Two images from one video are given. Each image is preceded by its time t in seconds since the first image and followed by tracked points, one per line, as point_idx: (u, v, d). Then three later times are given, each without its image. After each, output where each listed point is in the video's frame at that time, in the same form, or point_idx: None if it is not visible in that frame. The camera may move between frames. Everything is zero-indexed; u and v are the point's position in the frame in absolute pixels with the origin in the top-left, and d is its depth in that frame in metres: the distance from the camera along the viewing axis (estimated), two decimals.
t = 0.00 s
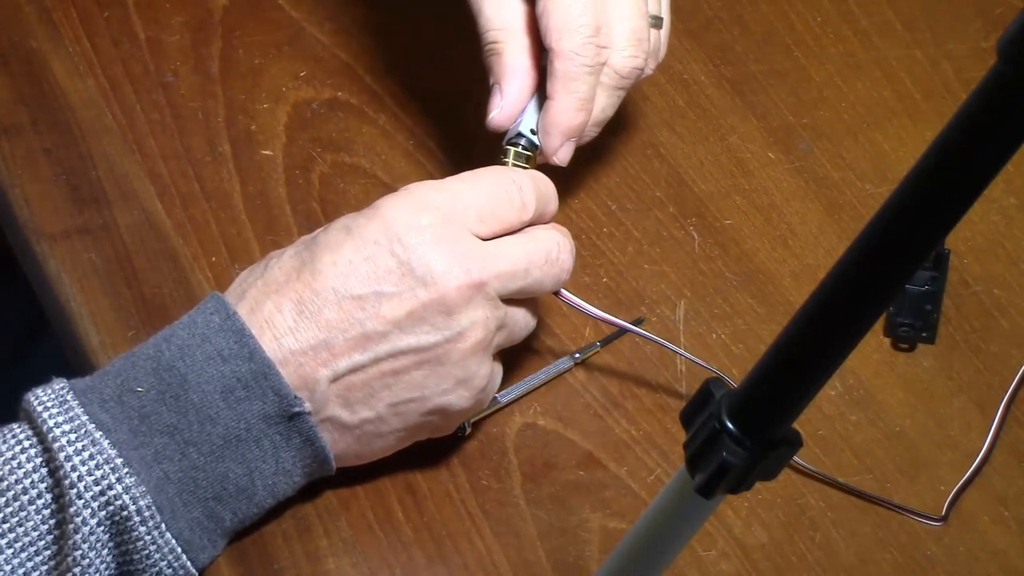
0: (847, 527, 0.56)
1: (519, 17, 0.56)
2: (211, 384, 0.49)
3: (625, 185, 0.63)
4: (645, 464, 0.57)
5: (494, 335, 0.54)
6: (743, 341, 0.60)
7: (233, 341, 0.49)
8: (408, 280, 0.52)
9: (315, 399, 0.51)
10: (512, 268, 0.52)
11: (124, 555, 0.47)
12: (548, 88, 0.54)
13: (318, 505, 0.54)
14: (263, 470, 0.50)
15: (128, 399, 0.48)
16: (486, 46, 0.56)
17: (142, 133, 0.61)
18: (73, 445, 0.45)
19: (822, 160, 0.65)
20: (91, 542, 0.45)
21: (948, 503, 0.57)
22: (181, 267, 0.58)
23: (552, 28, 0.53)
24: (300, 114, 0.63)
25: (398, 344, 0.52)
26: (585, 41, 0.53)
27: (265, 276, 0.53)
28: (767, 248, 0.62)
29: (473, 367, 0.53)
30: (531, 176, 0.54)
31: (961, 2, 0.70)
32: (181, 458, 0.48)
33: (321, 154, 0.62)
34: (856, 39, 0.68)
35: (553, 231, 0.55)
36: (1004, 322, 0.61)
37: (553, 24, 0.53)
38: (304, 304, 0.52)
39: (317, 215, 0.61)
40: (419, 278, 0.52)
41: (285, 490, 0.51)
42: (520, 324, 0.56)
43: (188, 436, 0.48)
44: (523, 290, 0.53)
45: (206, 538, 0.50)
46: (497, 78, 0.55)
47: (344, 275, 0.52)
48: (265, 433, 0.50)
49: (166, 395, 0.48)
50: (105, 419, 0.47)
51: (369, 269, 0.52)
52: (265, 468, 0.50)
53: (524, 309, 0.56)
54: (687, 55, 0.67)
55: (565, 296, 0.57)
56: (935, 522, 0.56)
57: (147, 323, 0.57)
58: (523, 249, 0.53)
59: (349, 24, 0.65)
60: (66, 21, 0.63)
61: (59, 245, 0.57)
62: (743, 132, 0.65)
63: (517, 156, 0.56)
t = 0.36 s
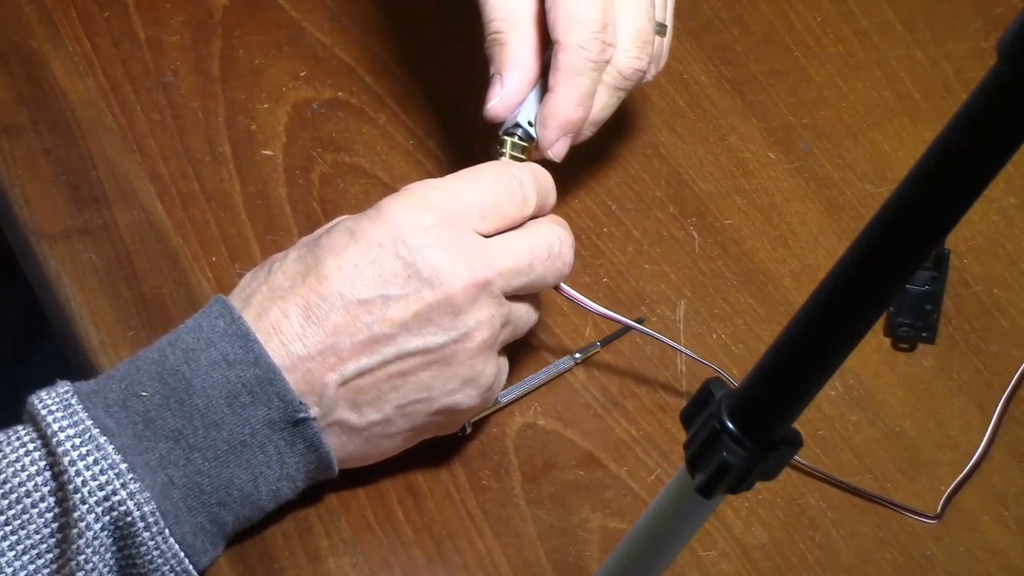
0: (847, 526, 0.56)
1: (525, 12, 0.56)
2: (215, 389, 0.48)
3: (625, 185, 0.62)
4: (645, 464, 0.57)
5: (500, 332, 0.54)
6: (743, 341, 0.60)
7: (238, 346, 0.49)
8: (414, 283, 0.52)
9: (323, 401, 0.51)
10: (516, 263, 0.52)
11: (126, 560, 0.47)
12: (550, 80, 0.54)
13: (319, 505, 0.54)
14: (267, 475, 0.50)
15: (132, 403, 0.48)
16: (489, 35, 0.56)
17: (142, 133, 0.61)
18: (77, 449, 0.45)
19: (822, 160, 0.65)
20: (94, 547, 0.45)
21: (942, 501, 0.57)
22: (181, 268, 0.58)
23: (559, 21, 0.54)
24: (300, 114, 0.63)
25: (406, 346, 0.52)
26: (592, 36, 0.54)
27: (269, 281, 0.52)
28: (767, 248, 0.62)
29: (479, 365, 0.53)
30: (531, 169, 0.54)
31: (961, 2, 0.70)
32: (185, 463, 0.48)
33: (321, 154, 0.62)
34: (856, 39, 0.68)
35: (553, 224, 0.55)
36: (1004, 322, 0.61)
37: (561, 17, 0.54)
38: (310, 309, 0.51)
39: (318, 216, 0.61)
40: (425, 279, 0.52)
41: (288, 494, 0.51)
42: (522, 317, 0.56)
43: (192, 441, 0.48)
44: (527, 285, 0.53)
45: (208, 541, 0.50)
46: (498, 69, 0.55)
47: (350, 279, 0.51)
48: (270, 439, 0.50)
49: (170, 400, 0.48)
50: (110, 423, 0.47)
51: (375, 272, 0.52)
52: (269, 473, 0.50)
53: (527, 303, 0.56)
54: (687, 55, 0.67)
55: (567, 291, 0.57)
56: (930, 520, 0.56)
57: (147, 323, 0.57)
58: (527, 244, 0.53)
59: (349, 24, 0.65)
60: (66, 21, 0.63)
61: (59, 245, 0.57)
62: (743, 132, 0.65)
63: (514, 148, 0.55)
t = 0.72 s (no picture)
0: (847, 526, 0.56)
1: None
2: (223, 399, 0.47)
3: (625, 185, 0.62)
4: (645, 464, 0.57)
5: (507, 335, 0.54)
6: (743, 341, 0.60)
7: (244, 353, 0.47)
8: (437, 305, 0.50)
9: (340, 415, 0.51)
10: (533, 273, 0.51)
11: (132, 567, 0.47)
12: (545, 44, 0.53)
13: (319, 506, 0.54)
14: (272, 481, 0.49)
15: (138, 412, 0.46)
16: None
17: (143, 133, 0.61)
18: (85, 461, 0.44)
19: (822, 160, 0.65)
20: (100, 558, 0.44)
21: (923, 491, 0.57)
22: (181, 268, 0.58)
23: None
24: (300, 114, 0.63)
25: (423, 363, 0.52)
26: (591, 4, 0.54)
27: (288, 294, 0.49)
28: (767, 248, 0.62)
29: (485, 371, 0.54)
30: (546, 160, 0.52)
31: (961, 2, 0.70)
32: (192, 472, 0.47)
33: (321, 154, 0.62)
34: (856, 39, 0.68)
35: (562, 217, 0.53)
36: (1004, 322, 0.62)
37: None
38: (333, 331, 0.49)
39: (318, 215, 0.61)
40: (448, 305, 0.50)
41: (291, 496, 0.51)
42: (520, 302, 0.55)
43: (199, 450, 0.47)
44: (535, 287, 0.53)
45: (211, 545, 0.49)
46: (487, 28, 0.53)
47: (373, 303, 0.49)
48: (276, 446, 0.49)
49: (177, 409, 0.46)
50: (116, 433, 0.45)
51: (398, 297, 0.49)
52: (274, 479, 0.49)
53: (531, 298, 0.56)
54: (687, 55, 0.67)
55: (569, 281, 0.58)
56: (907, 509, 0.57)
57: (147, 323, 0.57)
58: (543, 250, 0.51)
59: (349, 24, 0.65)
60: (66, 21, 0.63)
61: (59, 245, 0.57)
62: (743, 132, 0.65)
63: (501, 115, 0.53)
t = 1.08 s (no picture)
0: (847, 526, 0.56)
1: None
2: (230, 406, 0.45)
3: (625, 185, 0.62)
4: (645, 464, 0.57)
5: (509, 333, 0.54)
6: (743, 341, 0.60)
7: (253, 360, 0.46)
8: (452, 316, 0.50)
9: (349, 420, 0.51)
10: (541, 276, 0.52)
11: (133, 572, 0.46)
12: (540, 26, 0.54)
13: (319, 506, 0.54)
14: (274, 485, 0.48)
15: (144, 417, 0.45)
16: None
17: (143, 133, 0.61)
18: (90, 467, 0.43)
19: (822, 160, 0.65)
20: (104, 564, 0.44)
21: (908, 486, 0.57)
22: (181, 267, 0.58)
23: None
24: (300, 114, 0.63)
25: (432, 369, 0.52)
26: None
27: (304, 306, 0.47)
28: (767, 248, 0.62)
29: (487, 369, 0.54)
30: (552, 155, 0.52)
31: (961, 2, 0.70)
32: (196, 478, 0.46)
33: (321, 154, 0.62)
34: (856, 39, 0.68)
35: (567, 214, 0.54)
36: (1004, 322, 0.62)
37: None
38: (350, 344, 0.48)
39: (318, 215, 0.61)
40: (463, 314, 0.50)
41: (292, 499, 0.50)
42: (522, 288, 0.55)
43: (204, 457, 0.46)
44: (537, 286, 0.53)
45: (211, 547, 0.49)
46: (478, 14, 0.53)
47: (392, 315, 0.48)
48: (280, 451, 0.47)
49: (184, 415, 0.45)
50: (121, 439, 0.44)
51: (416, 308, 0.48)
52: (276, 484, 0.48)
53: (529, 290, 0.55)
54: (687, 55, 0.66)
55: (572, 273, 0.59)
56: (894, 503, 0.57)
57: (147, 323, 0.57)
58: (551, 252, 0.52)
59: (348, 24, 0.65)
60: (67, 21, 0.63)
61: (59, 245, 0.57)
62: (743, 132, 0.65)
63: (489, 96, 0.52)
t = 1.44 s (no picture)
0: (847, 526, 0.56)
1: None
2: (224, 399, 0.45)
3: (625, 185, 0.62)
4: (645, 464, 0.57)
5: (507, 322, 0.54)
6: (743, 341, 0.60)
7: (247, 353, 0.45)
8: (450, 310, 0.49)
9: (347, 411, 0.50)
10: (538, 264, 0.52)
11: (127, 565, 0.46)
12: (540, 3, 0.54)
13: (319, 505, 0.54)
14: (268, 478, 0.48)
15: (138, 410, 0.44)
16: None
17: (143, 133, 0.61)
18: (83, 458, 0.42)
19: (822, 160, 0.65)
20: (97, 556, 0.43)
21: (903, 484, 0.57)
22: (181, 267, 0.58)
23: None
24: (300, 114, 0.63)
25: (430, 361, 0.51)
26: None
27: (304, 302, 0.47)
28: (767, 248, 0.62)
29: (486, 357, 0.54)
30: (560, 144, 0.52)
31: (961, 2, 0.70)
32: (190, 470, 0.46)
33: (321, 154, 0.62)
34: (856, 39, 0.68)
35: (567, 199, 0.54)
36: (1004, 322, 0.62)
37: None
38: (350, 340, 0.47)
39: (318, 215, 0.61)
40: (461, 307, 0.50)
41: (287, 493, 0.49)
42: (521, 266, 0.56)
43: (198, 449, 0.45)
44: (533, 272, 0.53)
45: (206, 541, 0.48)
46: None
47: (390, 311, 0.47)
48: (274, 445, 0.47)
49: (177, 408, 0.45)
50: (115, 431, 0.44)
51: (415, 304, 0.48)
52: (271, 477, 0.48)
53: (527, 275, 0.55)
54: (687, 55, 0.66)
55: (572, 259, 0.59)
56: (889, 501, 0.57)
57: (147, 323, 0.57)
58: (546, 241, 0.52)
59: (349, 23, 0.65)
60: (66, 20, 0.63)
61: (59, 245, 0.57)
62: (743, 132, 0.65)
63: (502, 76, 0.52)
